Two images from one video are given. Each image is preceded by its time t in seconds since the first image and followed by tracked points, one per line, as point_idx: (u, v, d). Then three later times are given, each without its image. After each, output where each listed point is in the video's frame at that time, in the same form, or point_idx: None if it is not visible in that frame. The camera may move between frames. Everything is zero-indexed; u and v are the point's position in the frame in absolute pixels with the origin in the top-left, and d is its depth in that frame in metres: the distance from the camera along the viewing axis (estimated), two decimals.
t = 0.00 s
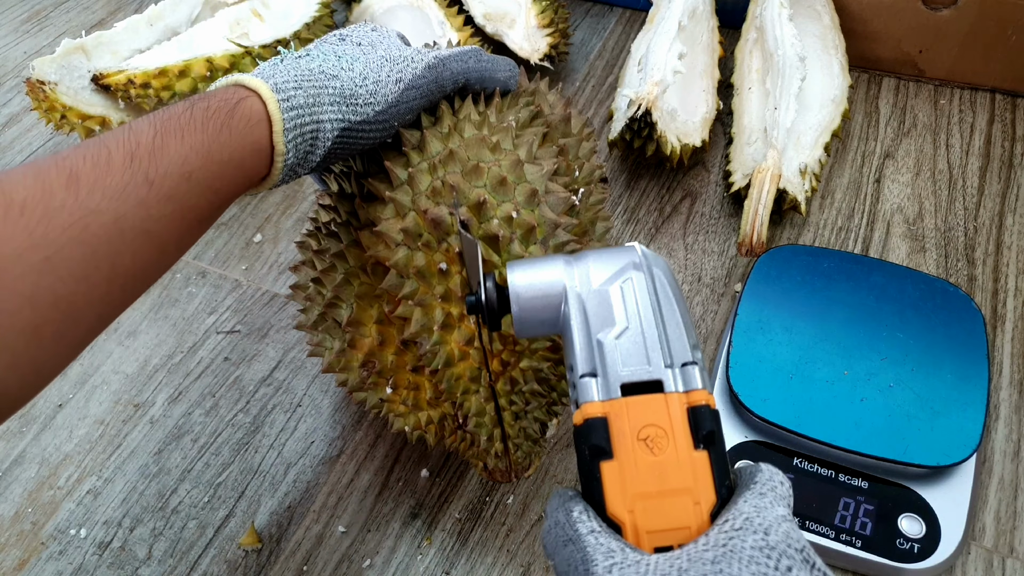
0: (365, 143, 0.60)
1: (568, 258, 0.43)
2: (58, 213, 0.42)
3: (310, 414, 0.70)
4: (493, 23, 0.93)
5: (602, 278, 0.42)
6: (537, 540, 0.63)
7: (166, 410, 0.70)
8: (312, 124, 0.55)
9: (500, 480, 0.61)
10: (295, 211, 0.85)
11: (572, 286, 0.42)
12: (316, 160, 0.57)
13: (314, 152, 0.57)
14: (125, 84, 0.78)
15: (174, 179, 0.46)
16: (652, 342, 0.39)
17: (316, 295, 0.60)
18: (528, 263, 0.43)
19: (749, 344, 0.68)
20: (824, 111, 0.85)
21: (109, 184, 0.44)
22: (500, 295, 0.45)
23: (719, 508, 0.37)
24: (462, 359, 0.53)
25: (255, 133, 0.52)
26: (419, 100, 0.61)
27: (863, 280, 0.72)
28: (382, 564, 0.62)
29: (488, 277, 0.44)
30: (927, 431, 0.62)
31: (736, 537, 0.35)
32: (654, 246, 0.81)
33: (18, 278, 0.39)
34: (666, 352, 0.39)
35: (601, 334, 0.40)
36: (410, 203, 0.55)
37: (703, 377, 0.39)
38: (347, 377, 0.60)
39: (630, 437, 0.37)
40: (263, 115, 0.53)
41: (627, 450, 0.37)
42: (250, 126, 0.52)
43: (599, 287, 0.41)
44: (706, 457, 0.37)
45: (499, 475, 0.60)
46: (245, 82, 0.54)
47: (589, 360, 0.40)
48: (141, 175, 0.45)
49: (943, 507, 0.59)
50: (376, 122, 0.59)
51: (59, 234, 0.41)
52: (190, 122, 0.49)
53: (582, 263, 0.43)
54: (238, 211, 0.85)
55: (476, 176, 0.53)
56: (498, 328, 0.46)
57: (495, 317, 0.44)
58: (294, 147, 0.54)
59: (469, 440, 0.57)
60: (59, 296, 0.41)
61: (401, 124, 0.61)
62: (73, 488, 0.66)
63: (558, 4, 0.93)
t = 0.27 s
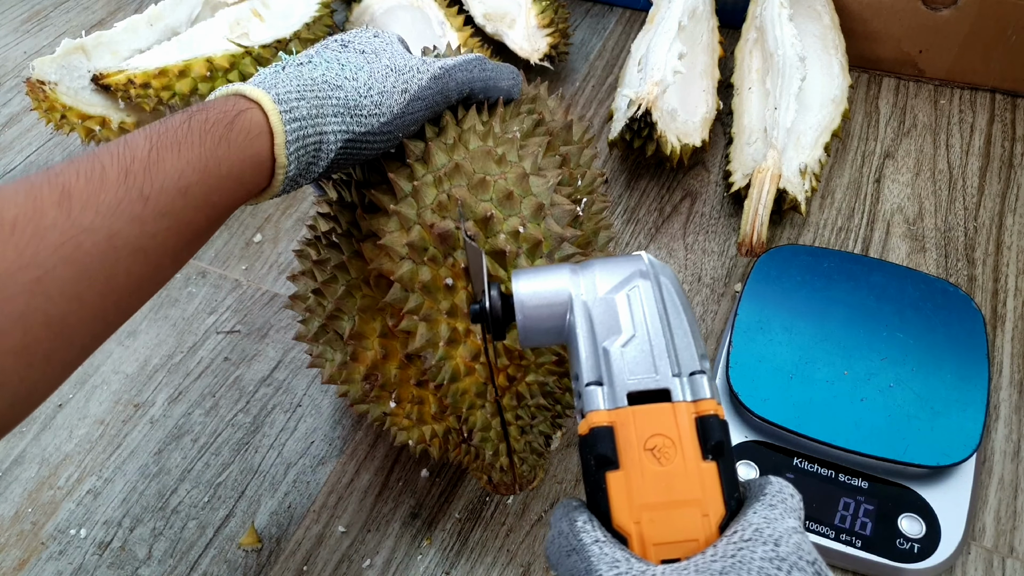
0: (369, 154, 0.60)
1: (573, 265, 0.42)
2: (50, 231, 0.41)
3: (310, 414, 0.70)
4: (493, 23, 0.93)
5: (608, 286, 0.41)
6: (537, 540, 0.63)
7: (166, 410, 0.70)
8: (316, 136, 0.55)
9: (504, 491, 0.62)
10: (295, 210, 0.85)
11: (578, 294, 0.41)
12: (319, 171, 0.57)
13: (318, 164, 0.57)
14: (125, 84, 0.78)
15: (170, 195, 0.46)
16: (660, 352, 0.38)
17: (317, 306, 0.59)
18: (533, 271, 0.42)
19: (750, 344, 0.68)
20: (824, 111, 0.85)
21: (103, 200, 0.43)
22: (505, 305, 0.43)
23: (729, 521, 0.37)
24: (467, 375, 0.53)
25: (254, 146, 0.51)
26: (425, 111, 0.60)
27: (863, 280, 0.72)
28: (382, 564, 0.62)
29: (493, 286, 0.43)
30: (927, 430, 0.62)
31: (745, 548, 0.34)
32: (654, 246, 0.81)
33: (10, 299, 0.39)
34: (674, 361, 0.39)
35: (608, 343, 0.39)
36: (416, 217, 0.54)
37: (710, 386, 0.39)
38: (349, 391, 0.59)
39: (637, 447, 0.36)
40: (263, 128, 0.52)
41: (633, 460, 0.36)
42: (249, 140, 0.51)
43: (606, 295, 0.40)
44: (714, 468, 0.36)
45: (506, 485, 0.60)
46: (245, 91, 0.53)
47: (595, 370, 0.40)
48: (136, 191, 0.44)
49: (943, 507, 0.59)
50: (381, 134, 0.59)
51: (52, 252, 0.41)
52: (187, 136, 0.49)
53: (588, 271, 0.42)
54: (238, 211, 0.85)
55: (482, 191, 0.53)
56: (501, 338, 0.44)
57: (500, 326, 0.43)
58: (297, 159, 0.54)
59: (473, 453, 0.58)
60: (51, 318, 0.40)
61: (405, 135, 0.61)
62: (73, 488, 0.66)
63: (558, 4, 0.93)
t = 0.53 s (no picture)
0: (373, 160, 0.59)
1: (578, 263, 0.42)
2: (48, 238, 0.41)
3: (310, 414, 0.70)
4: (493, 23, 0.93)
5: (613, 285, 0.40)
6: (537, 540, 0.63)
7: (166, 410, 0.71)
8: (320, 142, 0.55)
9: (507, 501, 0.60)
10: (295, 211, 0.85)
11: (583, 293, 0.40)
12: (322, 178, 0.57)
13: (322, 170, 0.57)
14: (125, 84, 0.78)
15: (170, 203, 0.46)
16: (664, 353, 0.38)
17: (320, 314, 0.59)
18: (537, 268, 0.42)
19: (750, 344, 0.68)
20: (824, 111, 0.85)
21: (102, 208, 0.43)
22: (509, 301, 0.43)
23: (729, 521, 0.37)
24: (474, 384, 0.53)
25: (256, 154, 0.51)
26: (430, 118, 0.60)
27: (863, 279, 0.72)
28: (382, 564, 0.62)
29: (497, 281, 0.43)
30: (927, 430, 0.62)
31: (745, 552, 0.34)
32: (654, 246, 0.81)
33: (7, 305, 0.39)
34: (678, 362, 0.38)
35: (611, 343, 0.39)
36: (421, 226, 0.54)
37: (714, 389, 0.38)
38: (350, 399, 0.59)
39: (639, 450, 0.36)
40: (267, 136, 0.52)
41: (636, 463, 0.36)
42: (252, 147, 0.51)
43: (610, 294, 0.40)
44: (716, 470, 0.36)
45: (510, 496, 0.59)
46: (248, 97, 0.53)
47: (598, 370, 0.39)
48: (135, 198, 0.44)
49: (943, 507, 0.59)
50: (385, 142, 0.59)
51: (49, 259, 0.41)
52: (188, 143, 0.49)
53: (592, 268, 0.41)
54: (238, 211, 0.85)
55: (490, 201, 0.53)
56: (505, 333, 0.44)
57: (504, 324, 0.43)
58: (301, 165, 0.54)
59: (477, 463, 0.57)
60: (47, 324, 0.40)
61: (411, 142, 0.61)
62: (73, 488, 0.66)
63: (558, 4, 0.93)
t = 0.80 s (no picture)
0: (372, 159, 0.59)
1: (569, 250, 0.42)
2: (55, 233, 0.41)
3: (310, 413, 0.70)
4: (494, 23, 0.93)
5: (603, 271, 0.40)
6: (537, 540, 0.63)
7: (166, 410, 0.71)
8: (320, 140, 0.57)
9: (501, 501, 0.60)
10: (295, 211, 0.85)
11: (573, 279, 0.40)
12: (322, 176, 0.59)
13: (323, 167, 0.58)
14: (125, 84, 0.78)
15: (174, 199, 0.46)
16: (653, 337, 0.38)
17: (317, 310, 0.59)
18: (528, 255, 0.42)
19: (749, 344, 0.68)
20: (824, 111, 0.85)
21: (108, 203, 0.43)
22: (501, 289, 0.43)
23: (718, 503, 0.37)
24: (466, 379, 0.53)
25: (257, 152, 0.52)
26: (428, 114, 0.59)
27: (863, 279, 0.72)
28: (382, 564, 0.62)
29: (488, 269, 0.42)
30: (927, 430, 0.62)
31: (735, 532, 0.35)
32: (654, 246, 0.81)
33: (13, 298, 0.38)
34: (668, 347, 0.38)
35: (601, 327, 0.39)
36: (417, 219, 0.54)
37: (704, 373, 0.38)
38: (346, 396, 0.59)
39: (629, 434, 0.36)
40: (269, 133, 0.54)
41: (626, 446, 0.36)
42: (254, 145, 0.53)
43: (600, 280, 0.40)
44: (706, 452, 0.36)
45: (503, 496, 0.60)
46: (251, 99, 0.55)
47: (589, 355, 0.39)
48: (140, 194, 0.44)
49: (942, 507, 0.59)
50: (384, 138, 0.58)
51: (57, 253, 0.40)
52: (191, 141, 0.49)
53: (583, 254, 0.41)
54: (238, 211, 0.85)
55: (484, 194, 0.53)
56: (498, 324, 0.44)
57: (495, 312, 0.42)
58: (301, 163, 0.56)
59: (471, 460, 0.57)
60: (54, 319, 0.39)
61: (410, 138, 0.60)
62: (73, 488, 0.66)
63: (558, 4, 0.93)
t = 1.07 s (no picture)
0: (378, 150, 0.59)
1: (577, 283, 0.42)
2: (72, 212, 0.41)
3: (310, 413, 0.70)
4: (493, 23, 0.93)
5: (610, 301, 0.40)
6: (537, 540, 0.63)
7: (166, 410, 0.71)
8: (329, 129, 0.55)
9: (497, 498, 0.61)
10: (295, 211, 0.85)
11: (581, 309, 0.40)
12: (329, 166, 0.57)
13: (331, 157, 0.56)
14: (125, 84, 0.78)
15: (189, 181, 0.46)
16: (661, 363, 0.38)
17: (319, 301, 0.59)
18: (536, 288, 0.42)
19: (750, 344, 0.68)
20: (824, 111, 0.85)
21: (124, 184, 0.43)
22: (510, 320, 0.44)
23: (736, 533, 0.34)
24: (465, 372, 0.53)
25: (269, 139, 0.51)
26: (435, 107, 0.60)
27: (863, 280, 0.72)
28: (382, 564, 0.62)
29: (499, 302, 0.44)
30: (927, 430, 0.62)
31: (754, 562, 0.32)
32: (654, 246, 0.81)
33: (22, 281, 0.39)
34: (677, 373, 0.37)
35: (610, 354, 0.39)
36: (421, 212, 0.54)
37: (715, 399, 0.37)
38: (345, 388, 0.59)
39: (640, 458, 0.35)
40: (279, 120, 0.52)
41: (637, 473, 0.35)
42: (266, 133, 0.51)
43: (608, 310, 0.40)
44: (719, 479, 0.34)
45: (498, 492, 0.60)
46: (262, 86, 0.54)
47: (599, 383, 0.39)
48: (156, 176, 0.44)
49: (942, 507, 0.59)
50: (391, 130, 0.58)
51: (75, 232, 0.41)
52: (207, 124, 0.49)
53: (591, 286, 0.41)
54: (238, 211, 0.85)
55: (489, 189, 0.53)
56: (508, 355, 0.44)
57: (506, 344, 0.43)
58: (309, 152, 0.54)
59: (467, 456, 0.57)
60: (69, 296, 0.41)
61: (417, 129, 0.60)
62: (73, 489, 0.66)
63: (558, 4, 0.93)
